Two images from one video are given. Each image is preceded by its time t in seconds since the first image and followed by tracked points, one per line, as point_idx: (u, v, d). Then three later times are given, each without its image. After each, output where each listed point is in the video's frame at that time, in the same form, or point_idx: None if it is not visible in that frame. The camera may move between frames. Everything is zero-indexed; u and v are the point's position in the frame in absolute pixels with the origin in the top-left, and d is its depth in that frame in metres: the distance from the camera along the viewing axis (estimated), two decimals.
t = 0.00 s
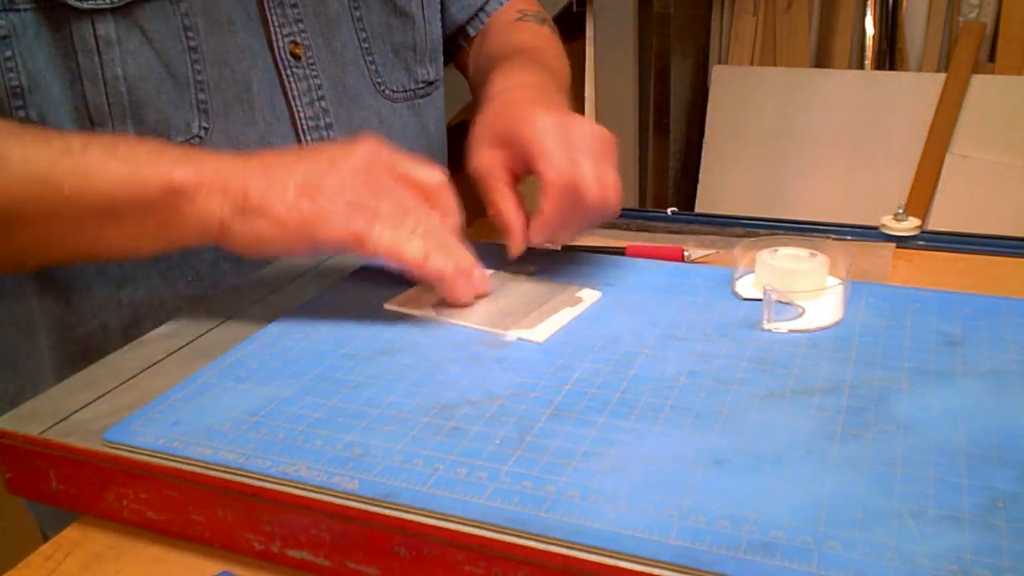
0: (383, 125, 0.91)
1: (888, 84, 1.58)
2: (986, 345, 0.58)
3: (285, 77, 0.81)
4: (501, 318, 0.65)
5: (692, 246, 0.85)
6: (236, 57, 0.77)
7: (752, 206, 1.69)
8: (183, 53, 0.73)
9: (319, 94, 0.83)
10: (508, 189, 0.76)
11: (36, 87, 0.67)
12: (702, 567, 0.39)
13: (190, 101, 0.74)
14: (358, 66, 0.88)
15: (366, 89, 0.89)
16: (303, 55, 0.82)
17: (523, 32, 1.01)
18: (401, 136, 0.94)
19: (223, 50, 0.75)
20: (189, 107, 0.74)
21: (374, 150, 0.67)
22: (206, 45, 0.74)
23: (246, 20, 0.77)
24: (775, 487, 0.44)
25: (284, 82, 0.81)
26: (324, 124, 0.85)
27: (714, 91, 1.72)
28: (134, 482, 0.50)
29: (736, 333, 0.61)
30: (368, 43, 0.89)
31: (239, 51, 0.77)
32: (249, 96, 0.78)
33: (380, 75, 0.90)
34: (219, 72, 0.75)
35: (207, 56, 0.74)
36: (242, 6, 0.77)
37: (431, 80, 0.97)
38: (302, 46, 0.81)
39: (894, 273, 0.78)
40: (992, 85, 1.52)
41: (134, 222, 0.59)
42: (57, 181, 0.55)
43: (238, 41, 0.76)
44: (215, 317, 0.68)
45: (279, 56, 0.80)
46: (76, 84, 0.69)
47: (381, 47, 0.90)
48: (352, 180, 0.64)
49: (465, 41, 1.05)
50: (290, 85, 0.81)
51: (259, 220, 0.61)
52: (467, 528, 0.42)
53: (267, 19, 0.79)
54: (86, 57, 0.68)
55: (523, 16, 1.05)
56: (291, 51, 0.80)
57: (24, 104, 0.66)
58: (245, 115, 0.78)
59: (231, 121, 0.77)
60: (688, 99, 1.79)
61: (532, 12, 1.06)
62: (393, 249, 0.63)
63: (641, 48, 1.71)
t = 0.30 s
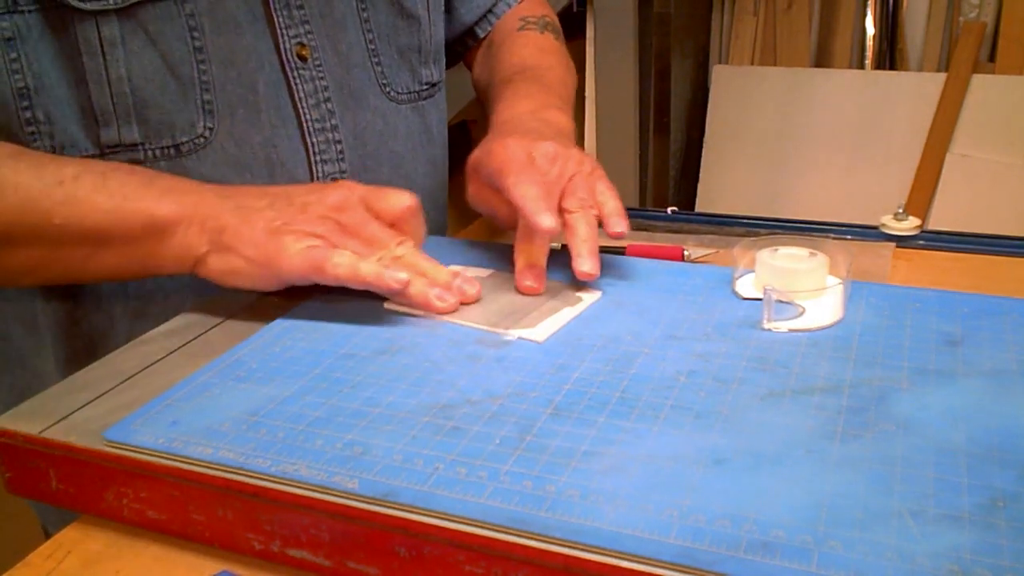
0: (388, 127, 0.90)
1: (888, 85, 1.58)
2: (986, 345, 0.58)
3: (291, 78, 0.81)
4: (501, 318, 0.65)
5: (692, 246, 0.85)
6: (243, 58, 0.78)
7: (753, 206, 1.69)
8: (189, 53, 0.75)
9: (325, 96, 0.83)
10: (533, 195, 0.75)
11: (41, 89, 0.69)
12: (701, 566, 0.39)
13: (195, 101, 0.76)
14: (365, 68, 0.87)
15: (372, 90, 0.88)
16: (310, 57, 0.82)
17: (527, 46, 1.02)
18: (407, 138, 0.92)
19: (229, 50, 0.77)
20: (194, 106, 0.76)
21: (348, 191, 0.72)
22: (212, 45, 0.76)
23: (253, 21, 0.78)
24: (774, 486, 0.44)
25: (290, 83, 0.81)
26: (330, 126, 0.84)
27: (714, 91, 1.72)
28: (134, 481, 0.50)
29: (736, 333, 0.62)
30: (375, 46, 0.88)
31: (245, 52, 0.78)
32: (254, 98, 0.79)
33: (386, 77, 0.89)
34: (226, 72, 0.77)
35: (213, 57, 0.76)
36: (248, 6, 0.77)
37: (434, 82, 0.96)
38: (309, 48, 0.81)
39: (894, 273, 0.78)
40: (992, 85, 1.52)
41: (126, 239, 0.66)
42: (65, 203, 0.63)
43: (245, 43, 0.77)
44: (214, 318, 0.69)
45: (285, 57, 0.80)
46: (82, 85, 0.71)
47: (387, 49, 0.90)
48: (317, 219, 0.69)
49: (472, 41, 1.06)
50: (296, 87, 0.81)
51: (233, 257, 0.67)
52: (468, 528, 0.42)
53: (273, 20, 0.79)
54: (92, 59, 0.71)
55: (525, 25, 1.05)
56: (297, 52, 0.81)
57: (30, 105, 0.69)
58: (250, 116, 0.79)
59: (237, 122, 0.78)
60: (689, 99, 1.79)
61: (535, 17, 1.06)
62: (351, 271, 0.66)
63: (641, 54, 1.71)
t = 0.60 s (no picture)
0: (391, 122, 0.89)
1: (887, 84, 1.58)
2: (986, 345, 0.58)
3: (291, 73, 0.81)
4: (501, 319, 0.65)
5: (692, 246, 0.85)
6: (244, 53, 0.78)
7: (753, 206, 1.70)
8: (191, 48, 0.76)
9: (326, 91, 0.83)
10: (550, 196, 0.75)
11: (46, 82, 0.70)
12: (701, 567, 0.39)
13: (196, 96, 0.76)
14: (366, 63, 0.87)
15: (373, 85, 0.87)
16: (310, 52, 0.82)
17: (536, 43, 1.01)
18: (410, 132, 0.91)
19: (231, 45, 0.77)
20: (195, 101, 0.76)
21: (379, 192, 0.74)
22: (214, 39, 0.76)
23: (254, 16, 0.78)
24: (774, 486, 0.44)
25: (290, 79, 0.81)
26: (330, 122, 0.84)
27: (714, 91, 1.72)
28: (134, 482, 0.50)
29: (735, 333, 0.62)
30: (376, 40, 0.88)
31: (245, 46, 0.78)
32: (255, 93, 0.79)
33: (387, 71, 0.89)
34: (227, 67, 0.77)
35: (215, 53, 0.77)
36: (249, 2, 0.78)
37: (438, 76, 0.95)
38: (309, 43, 0.82)
39: (894, 273, 0.78)
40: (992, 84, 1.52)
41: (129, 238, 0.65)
42: (76, 207, 0.63)
43: (247, 37, 0.78)
44: (214, 318, 0.69)
45: (285, 52, 0.80)
46: (84, 78, 0.72)
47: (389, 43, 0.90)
48: (358, 223, 0.71)
49: (483, 33, 1.06)
50: (296, 82, 0.81)
51: (278, 264, 0.70)
52: (467, 528, 0.42)
53: (272, 15, 0.79)
54: (94, 53, 0.72)
55: (542, 16, 1.05)
56: (297, 47, 0.81)
57: (38, 99, 0.70)
58: (250, 111, 0.79)
59: (238, 117, 0.79)
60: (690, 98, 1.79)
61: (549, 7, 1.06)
62: (398, 272, 0.69)
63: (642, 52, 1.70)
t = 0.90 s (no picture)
0: (392, 120, 0.89)
1: (887, 84, 1.58)
2: (986, 345, 0.58)
3: (292, 73, 0.81)
4: (501, 319, 0.65)
5: (692, 246, 0.85)
6: (246, 52, 0.78)
7: (753, 206, 1.70)
8: (193, 47, 0.76)
9: (327, 90, 0.83)
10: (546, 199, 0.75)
11: (51, 82, 0.71)
12: (701, 567, 0.39)
13: (198, 95, 0.76)
14: (367, 61, 0.87)
15: (374, 83, 0.87)
16: (312, 51, 0.82)
17: (536, 41, 1.01)
18: (412, 130, 0.91)
19: (233, 44, 0.77)
20: (197, 100, 0.76)
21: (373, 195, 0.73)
22: (216, 39, 0.77)
23: (256, 16, 0.79)
24: (774, 486, 0.44)
25: (291, 77, 0.81)
26: (332, 120, 0.84)
27: (714, 91, 1.72)
28: (134, 482, 0.50)
29: (735, 333, 0.62)
30: (376, 39, 0.88)
31: (246, 46, 0.78)
32: (257, 92, 0.79)
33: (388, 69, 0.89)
34: (229, 65, 0.77)
35: (217, 52, 0.77)
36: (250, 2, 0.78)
37: (440, 74, 0.95)
38: (311, 42, 0.82)
39: (894, 273, 0.78)
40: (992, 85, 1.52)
41: (125, 237, 0.66)
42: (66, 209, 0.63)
43: (248, 36, 0.78)
44: (213, 318, 0.68)
45: (286, 51, 0.80)
46: (89, 77, 0.73)
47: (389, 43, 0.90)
48: (334, 229, 0.70)
49: (483, 32, 1.06)
50: (296, 81, 0.81)
51: (269, 268, 0.69)
52: (467, 528, 0.42)
53: (275, 15, 0.79)
54: (98, 52, 0.72)
55: (542, 15, 1.05)
56: (299, 46, 0.81)
57: (42, 99, 0.70)
58: (252, 110, 0.79)
59: (240, 116, 0.79)
60: (690, 99, 1.79)
61: (550, 7, 1.06)
62: (385, 275, 0.68)
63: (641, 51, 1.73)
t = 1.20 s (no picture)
0: (404, 119, 0.89)
1: (888, 84, 1.58)
2: (986, 345, 0.58)
3: (308, 72, 0.81)
4: (501, 320, 0.65)
5: (692, 246, 0.85)
6: (263, 53, 0.78)
7: (753, 206, 1.70)
8: (209, 48, 0.76)
9: (342, 89, 0.83)
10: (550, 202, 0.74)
11: (70, 89, 0.71)
12: (701, 567, 0.39)
13: (216, 96, 0.77)
14: (378, 60, 0.87)
15: (387, 83, 0.88)
16: (326, 50, 0.82)
17: (536, 42, 1.01)
18: (423, 128, 0.91)
19: (249, 45, 0.77)
20: (216, 101, 0.77)
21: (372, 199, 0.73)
22: (231, 40, 0.77)
23: (270, 17, 0.78)
24: (774, 486, 0.44)
25: (307, 77, 0.81)
26: (348, 118, 0.84)
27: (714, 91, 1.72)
28: (134, 482, 0.50)
29: (735, 333, 0.62)
30: (387, 38, 0.88)
31: (263, 47, 0.78)
32: (274, 92, 0.79)
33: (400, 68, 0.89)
34: (246, 66, 0.78)
35: (233, 51, 0.77)
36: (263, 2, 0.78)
37: (447, 72, 0.95)
38: (324, 42, 0.82)
39: (894, 273, 0.78)
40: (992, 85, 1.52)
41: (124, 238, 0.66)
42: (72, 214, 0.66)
43: (264, 37, 0.78)
44: (213, 319, 0.69)
45: (302, 51, 0.80)
46: (108, 81, 0.73)
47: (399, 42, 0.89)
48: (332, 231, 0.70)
49: (482, 32, 1.06)
50: (313, 81, 0.81)
51: (257, 267, 0.70)
52: (468, 528, 0.42)
53: (288, 15, 0.79)
54: (115, 57, 0.72)
55: (543, 16, 1.04)
56: (313, 46, 0.81)
57: (61, 106, 0.71)
58: (270, 110, 0.80)
59: (258, 116, 0.79)
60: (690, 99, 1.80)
61: (551, 9, 1.06)
62: (351, 281, 0.67)
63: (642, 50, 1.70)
